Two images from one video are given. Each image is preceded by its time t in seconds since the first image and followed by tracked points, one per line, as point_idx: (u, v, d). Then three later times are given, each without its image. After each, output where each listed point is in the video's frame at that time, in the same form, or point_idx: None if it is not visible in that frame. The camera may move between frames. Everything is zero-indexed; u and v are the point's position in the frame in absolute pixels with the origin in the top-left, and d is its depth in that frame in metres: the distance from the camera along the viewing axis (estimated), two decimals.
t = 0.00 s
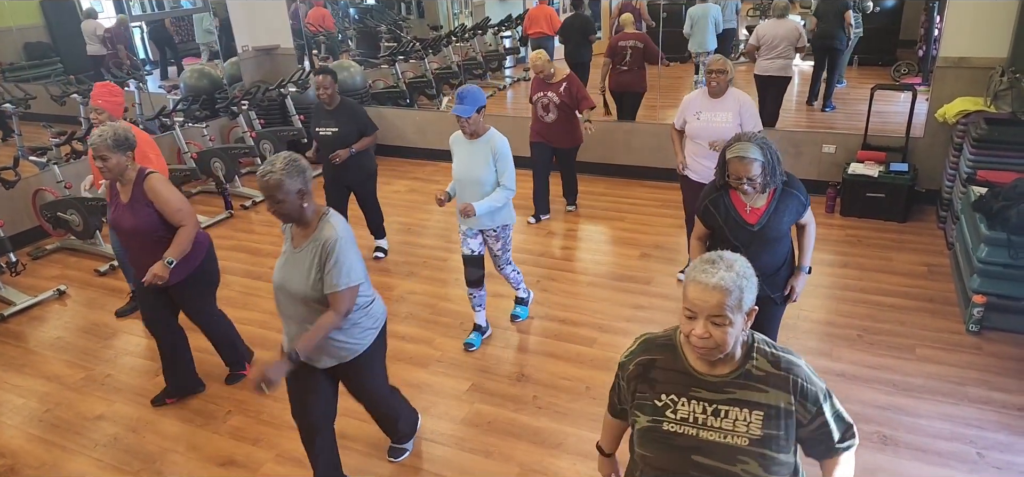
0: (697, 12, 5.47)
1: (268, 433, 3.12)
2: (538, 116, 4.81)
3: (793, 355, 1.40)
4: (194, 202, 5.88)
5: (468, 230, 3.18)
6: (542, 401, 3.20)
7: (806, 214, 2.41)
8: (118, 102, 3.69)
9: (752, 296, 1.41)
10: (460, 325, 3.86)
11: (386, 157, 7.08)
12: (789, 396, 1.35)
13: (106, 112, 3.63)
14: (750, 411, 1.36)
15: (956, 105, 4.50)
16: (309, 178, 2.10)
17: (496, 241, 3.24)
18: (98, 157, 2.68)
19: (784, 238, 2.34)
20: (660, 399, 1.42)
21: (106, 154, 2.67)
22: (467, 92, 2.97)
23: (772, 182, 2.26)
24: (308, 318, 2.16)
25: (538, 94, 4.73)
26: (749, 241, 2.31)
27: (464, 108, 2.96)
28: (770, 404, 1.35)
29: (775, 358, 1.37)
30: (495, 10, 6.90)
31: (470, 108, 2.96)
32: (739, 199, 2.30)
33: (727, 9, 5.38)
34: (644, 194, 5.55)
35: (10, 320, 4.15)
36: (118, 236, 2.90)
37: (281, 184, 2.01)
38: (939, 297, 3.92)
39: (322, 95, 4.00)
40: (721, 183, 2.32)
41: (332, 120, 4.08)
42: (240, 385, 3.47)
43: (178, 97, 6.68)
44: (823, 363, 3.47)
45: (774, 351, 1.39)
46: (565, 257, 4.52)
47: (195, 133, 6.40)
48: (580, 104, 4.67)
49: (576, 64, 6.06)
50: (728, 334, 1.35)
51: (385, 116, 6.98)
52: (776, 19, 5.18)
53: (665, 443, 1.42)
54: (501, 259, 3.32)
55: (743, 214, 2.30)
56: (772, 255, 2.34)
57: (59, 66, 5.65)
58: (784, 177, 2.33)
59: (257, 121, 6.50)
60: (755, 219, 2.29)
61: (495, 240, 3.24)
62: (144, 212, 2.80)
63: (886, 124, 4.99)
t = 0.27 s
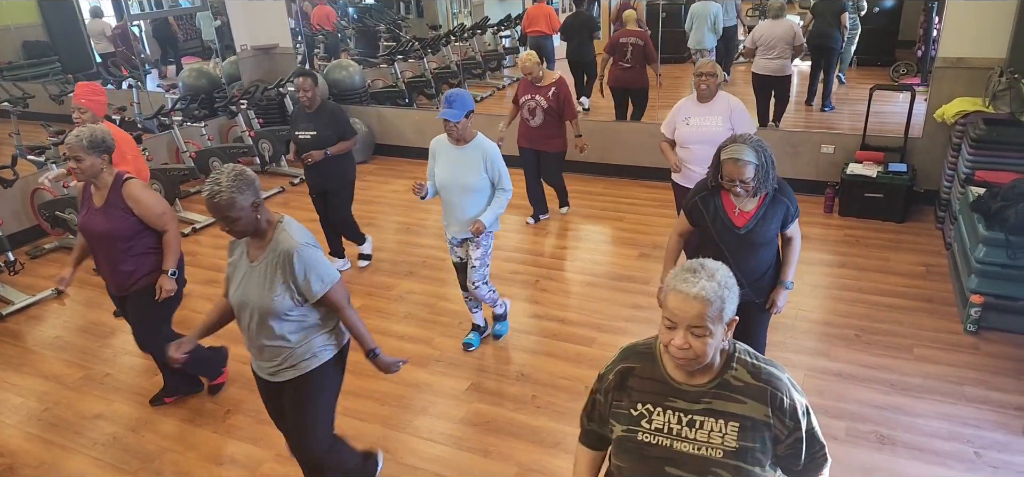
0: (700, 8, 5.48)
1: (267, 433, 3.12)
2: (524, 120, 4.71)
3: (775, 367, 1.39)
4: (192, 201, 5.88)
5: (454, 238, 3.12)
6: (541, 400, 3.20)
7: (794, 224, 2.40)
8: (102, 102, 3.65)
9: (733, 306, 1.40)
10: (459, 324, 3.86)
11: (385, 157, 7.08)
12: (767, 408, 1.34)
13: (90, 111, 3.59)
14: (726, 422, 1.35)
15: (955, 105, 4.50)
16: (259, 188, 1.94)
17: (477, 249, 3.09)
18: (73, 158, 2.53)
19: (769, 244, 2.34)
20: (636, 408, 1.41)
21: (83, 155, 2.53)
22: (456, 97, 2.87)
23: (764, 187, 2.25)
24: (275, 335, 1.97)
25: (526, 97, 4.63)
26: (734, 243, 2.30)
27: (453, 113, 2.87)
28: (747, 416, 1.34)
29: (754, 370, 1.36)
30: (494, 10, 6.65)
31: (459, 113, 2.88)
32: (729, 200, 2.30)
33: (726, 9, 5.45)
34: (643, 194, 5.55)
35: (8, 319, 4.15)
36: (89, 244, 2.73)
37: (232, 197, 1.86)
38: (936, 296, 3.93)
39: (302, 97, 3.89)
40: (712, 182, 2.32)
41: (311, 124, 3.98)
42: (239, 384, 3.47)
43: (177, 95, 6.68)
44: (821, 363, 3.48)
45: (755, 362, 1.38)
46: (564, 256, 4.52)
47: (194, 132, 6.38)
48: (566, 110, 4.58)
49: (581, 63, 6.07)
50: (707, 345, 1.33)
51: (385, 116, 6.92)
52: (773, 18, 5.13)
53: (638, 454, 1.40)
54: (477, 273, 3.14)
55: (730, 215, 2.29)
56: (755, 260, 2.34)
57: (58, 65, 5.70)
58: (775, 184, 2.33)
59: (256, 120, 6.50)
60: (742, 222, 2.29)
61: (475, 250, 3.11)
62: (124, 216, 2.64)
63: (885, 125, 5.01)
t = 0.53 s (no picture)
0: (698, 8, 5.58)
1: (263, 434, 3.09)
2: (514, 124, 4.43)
3: (774, 380, 1.38)
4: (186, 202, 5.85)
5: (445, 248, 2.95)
6: (538, 399, 3.20)
7: (791, 225, 2.38)
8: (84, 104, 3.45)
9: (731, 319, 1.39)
10: (456, 324, 3.85)
11: (381, 157, 7.07)
12: (768, 423, 1.33)
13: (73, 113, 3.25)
14: (728, 438, 1.33)
15: (949, 105, 4.52)
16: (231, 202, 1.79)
17: (469, 260, 2.94)
18: (42, 168, 2.32)
19: (765, 241, 2.33)
20: (633, 429, 1.39)
21: (52, 164, 2.31)
22: (445, 100, 2.75)
23: (759, 183, 2.25)
24: (242, 361, 1.78)
25: (516, 100, 4.37)
26: (728, 238, 2.31)
27: (444, 118, 2.75)
28: (749, 432, 1.33)
29: (753, 383, 1.36)
30: (490, 9, 6.58)
31: (450, 120, 2.76)
32: (724, 195, 2.31)
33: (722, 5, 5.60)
34: (639, 193, 5.56)
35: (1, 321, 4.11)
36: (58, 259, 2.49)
37: (206, 207, 1.70)
38: (930, 295, 3.96)
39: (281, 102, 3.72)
40: (710, 176, 2.34)
41: (289, 129, 3.83)
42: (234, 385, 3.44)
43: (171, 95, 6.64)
44: (817, 361, 3.49)
45: (754, 376, 1.37)
46: (561, 256, 4.53)
47: (189, 132, 6.34)
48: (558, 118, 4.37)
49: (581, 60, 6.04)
50: (704, 362, 1.32)
51: (382, 116, 6.88)
52: (769, 16, 5.21)
53: None
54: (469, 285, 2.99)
55: (725, 209, 2.31)
56: (750, 256, 2.32)
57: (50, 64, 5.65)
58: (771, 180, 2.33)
59: (251, 120, 6.49)
60: (737, 217, 2.29)
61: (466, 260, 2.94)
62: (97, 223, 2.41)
63: (879, 124, 5.03)
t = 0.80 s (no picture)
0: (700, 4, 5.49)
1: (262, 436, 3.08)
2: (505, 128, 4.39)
3: (794, 404, 1.31)
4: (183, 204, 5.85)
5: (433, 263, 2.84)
6: (537, 399, 3.20)
7: (796, 214, 2.34)
8: (71, 109, 3.24)
9: (749, 342, 1.32)
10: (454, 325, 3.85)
11: (378, 157, 7.07)
12: (790, 449, 1.26)
13: (59, 120, 3.21)
14: (747, 466, 1.26)
15: (944, 100, 4.54)
16: (201, 224, 1.67)
17: (465, 276, 2.88)
18: (9, 180, 2.27)
19: (768, 234, 2.31)
20: (648, 456, 1.33)
21: (19, 179, 2.25)
22: (431, 109, 2.65)
23: (758, 176, 2.23)
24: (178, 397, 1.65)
25: (508, 103, 4.32)
26: (730, 232, 2.30)
27: (428, 127, 2.64)
28: (769, 458, 1.26)
29: (771, 407, 1.29)
30: (486, 9, 6.69)
31: (433, 128, 2.65)
32: (723, 189, 2.31)
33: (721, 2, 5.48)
34: (636, 191, 5.57)
35: None
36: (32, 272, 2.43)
37: (166, 230, 1.57)
38: (927, 290, 3.96)
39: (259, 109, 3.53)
40: (709, 171, 2.35)
41: (267, 138, 3.63)
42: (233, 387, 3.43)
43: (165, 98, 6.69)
44: (815, 357, 3.50)
45: (772, 398, 1.31)
46: (558, 255, 4.53)
47: (184, 133, 6.34)
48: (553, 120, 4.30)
49: (584, 57, 6.13)
50: (720, 387, 1.26)
51: (376, 117, 6.89)
52: (774, 12, 5.23)
53: None
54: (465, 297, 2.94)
55: (725, 204, 2.30)
56: (752, 250, 2.32)
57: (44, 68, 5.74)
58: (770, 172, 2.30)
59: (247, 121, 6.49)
60: (736, 211, 2.28)
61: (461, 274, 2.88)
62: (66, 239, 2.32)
63: (876, 119, 5.03)
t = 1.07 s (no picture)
0: None
1: (259, 433, 3.07)
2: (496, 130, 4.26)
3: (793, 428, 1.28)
4: (180, 201, 5.84)
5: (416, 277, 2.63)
6: (534, 397, 3.21)
7: (788, 215, 2.34)
8: (59, 107, 3.22)
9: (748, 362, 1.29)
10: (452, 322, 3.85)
11: (376, 154, 7.07)
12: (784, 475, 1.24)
13: (47, 117, 3.20)
14: None
15: (944, 100, 4.53)
16: (153, 235, 1.61)
17: (449, 289, 2.71)
18: None
19: (762, 234, 2.30)
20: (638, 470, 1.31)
21: None
22: (412, 115, 2.46)
23: (749, 173, 2.24)
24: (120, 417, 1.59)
25: (499, 105, 4.20)
26: (722, 231, 2.30)
27: (406, 134, 2.43)
28: None
29: (767, 430, 1.27)
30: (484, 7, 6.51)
31: (414, 136, 2.43)
32: (716, 188, 2.32)
33: None
34: (634, 190, 5.56)
35: None
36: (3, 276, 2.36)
37: (111, 235, 1.52)
38: (924, 290, 3.97)
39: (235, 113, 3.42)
40: (702, 170, 2.37)
41: (244, 142, 3.54)
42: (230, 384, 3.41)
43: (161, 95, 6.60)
44: (812, 356, 3.50)
45: (769, 419, 1.29)
46: (556, 253, 4.53)
47: (181, 131, 6.32)
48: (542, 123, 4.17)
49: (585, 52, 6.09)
50: (714, 410, 1.23)
51: (374, 114, 6.93)
52: (775, 8, 5.23)
53: None
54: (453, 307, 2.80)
55: (717, 203, 2.31)
56: (746, 251, 2.30)
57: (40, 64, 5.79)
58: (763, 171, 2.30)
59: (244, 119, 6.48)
60: (729, 210, 2.28)
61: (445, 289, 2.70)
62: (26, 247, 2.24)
63: (874, 119, 5.02)
